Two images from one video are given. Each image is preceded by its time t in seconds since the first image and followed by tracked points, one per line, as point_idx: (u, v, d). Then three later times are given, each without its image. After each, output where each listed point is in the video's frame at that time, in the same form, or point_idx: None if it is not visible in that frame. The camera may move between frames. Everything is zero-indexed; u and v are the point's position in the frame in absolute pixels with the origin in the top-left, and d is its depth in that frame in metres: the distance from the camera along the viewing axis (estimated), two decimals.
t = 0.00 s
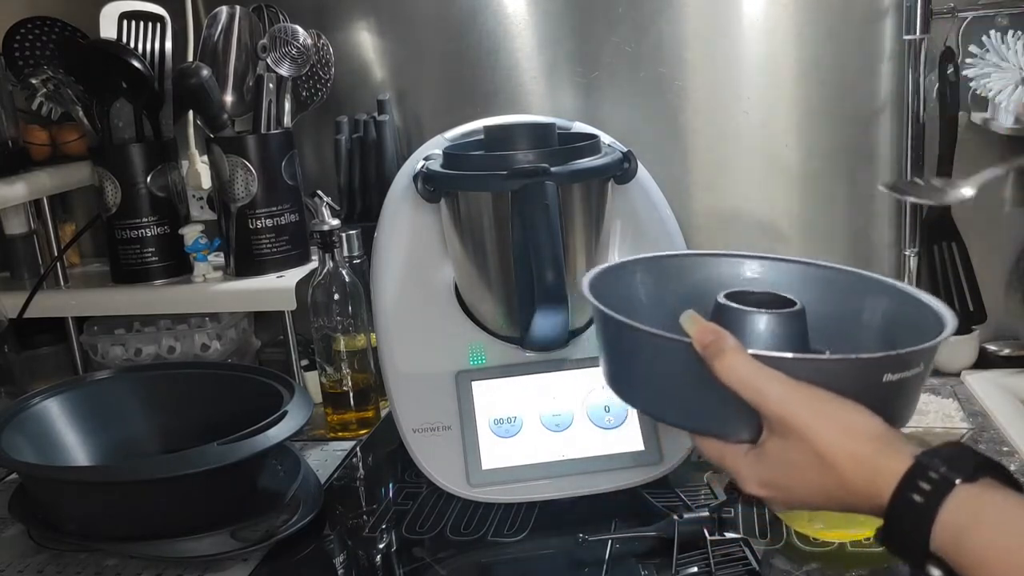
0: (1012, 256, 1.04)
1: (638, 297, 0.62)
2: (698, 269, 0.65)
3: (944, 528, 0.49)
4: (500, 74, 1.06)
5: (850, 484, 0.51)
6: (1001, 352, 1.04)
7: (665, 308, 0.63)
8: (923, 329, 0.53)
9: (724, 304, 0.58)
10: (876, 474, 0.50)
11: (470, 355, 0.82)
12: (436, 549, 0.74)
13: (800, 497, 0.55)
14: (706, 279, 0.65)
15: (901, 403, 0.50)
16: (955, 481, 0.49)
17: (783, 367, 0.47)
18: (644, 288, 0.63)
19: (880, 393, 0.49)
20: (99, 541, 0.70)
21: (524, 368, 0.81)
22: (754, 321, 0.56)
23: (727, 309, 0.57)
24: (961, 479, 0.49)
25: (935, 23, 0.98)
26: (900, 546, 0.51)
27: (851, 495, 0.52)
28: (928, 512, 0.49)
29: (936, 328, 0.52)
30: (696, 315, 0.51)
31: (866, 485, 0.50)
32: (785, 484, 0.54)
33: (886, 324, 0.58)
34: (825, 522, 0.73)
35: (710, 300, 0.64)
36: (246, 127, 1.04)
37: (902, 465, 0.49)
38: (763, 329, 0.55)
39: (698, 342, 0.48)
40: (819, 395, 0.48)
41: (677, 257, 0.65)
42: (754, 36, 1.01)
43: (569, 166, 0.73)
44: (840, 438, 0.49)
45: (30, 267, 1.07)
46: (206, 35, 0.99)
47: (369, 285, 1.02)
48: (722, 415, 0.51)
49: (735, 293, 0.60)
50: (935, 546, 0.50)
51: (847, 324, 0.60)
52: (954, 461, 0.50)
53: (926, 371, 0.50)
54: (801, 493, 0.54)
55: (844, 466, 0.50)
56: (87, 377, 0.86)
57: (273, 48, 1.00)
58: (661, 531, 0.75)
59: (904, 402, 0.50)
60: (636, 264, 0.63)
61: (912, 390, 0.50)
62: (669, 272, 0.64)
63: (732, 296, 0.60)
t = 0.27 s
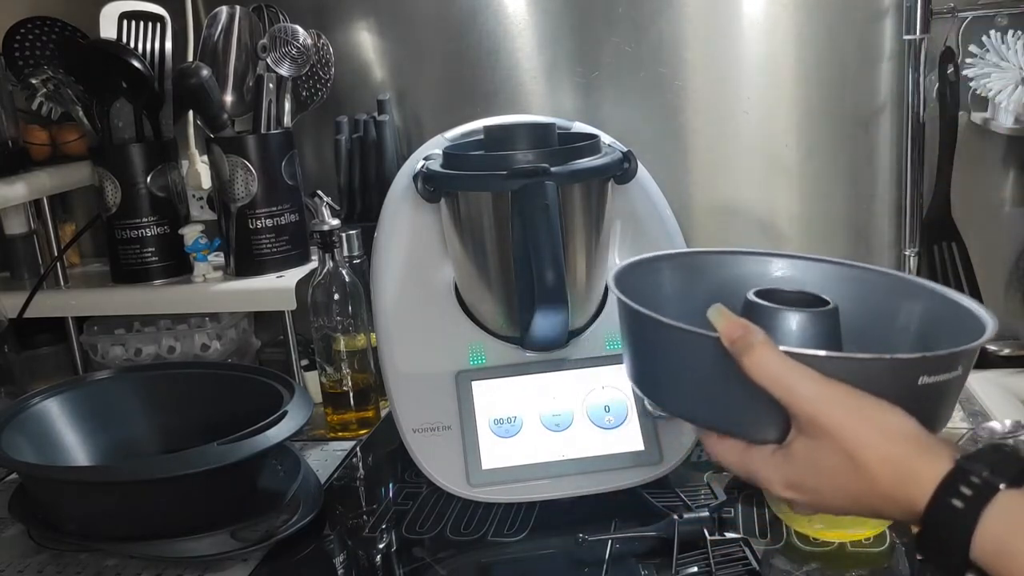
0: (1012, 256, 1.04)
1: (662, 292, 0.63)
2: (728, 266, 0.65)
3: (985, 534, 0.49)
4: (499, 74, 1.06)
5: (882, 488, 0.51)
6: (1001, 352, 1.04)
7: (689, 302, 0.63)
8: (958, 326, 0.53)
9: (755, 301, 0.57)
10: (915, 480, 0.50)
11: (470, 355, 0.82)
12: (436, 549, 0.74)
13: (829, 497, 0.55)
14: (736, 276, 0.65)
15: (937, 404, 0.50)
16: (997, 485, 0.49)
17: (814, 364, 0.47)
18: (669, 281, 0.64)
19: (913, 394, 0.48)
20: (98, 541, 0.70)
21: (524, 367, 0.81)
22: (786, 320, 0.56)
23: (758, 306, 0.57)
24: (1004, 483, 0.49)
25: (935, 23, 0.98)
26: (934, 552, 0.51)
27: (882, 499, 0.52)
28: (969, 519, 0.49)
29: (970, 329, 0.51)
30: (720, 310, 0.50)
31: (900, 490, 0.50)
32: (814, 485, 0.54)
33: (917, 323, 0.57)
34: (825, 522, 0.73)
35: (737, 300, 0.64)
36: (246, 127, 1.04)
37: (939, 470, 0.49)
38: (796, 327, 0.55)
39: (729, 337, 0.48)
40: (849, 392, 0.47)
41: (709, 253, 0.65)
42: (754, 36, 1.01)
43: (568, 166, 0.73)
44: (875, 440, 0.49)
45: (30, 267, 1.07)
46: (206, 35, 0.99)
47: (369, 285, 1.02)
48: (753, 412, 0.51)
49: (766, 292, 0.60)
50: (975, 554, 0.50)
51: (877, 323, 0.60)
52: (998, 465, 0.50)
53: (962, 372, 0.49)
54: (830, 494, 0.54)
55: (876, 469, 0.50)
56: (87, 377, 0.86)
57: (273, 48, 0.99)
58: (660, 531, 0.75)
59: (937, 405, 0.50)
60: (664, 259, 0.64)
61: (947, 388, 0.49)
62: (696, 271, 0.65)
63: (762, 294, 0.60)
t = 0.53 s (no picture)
0: (1012, 256, 1.04)
1: (649, 277, 0.58)
2: (714, 245, 0.61)
3: (926, 525, 0.47)
4: (499, 74, 1.06)
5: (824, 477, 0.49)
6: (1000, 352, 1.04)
7: (676, 287, 0.59)
8: (954, 308, 0.49)
9: (739, 285, 0.54)
10: (850, 471, 0.48)
11: (470, 355, 0.82)
12: (436, 549, 0.74)
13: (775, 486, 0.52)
14: (722, 255, 0.61)
15: (912, 399, 0.46)
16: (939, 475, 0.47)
17: (774, 355, 0.44)
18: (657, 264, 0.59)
19: (896, 387, 0.44)
20: (99, 541, 0.70)
21: (523, 367, 0.81)
22: (770, 303, 0.53)
23: (743, 290, 0.54)
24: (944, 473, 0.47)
25: (935, 24, 0.98)
26: (877, 543, 0.49)
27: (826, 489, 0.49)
28: (911, 509, 0.47)
29: (958, 310, 0.49)
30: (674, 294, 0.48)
31: (843, 480, 0.48)
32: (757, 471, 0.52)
33: (904, 304, 0.55)
34: (825, 522, 0.73)
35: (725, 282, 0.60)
36: (246, 127, 1.04)
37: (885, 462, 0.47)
38: (781, 314, 0.53)
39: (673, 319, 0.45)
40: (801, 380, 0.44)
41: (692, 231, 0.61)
42: (754, 36, 1.01)
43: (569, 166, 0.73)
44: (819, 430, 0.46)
45: (30, 267, 1.07)
46: (206, 36, 0.99)
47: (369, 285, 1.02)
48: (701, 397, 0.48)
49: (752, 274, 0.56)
50: (917, 545, 0.48)
51: (865, 302, 0.57)
52: (937, 455, 0.48)
53: (947, 363, 0.46)
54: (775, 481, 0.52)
55: (819, 459, 0.48)
56: (87, 377, 0.86)
57: (273, 48, 0.99)
58: (660, 531, 0.75)
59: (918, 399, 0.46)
60: (649, 240, 0.59)
61: (929, 381, 0.45)
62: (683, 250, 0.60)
63: (748, 276, 0.56)
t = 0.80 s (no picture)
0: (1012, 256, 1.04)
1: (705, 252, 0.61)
2: (774, 232, 0.63)
3: (845, 503, 0.48)
4: (499, 74, 1.06)
5: (754, 449, 0.51)
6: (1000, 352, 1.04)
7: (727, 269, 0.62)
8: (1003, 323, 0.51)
9: (792, 276, 0.56)
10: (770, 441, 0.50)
11: (470, 355, 0.82)
12: (436, 549, 0.74)
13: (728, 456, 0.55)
14: (782, 242, 0.63)
15: (958, 400, 0.47)
16: (856, 455, 0.47)
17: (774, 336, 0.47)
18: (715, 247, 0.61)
19: (900, 394, 0.46)
20: (98, 541, 0.70)
21: (523, 368, 0.81)
22: (821, 299, 0.54)
23: (795, 283, 0.55)
24: (862, 453, 0.47)
25: (935, 24, 0.98)
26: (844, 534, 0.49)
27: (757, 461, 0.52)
28: (829, 487, 0.48)
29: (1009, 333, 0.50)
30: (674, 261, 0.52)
31: (769, 455, 0.50)
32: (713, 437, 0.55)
33: (961, 311, 0.56)
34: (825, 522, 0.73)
35: (777, 270, 0.62)
36: (246, 127, 1.04)
37: (808, 446, 0.49)
38: (829, 306, 0.54)
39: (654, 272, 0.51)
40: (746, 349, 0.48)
41: (756, 215, 0.63)
42: (754, 36, 1.01)
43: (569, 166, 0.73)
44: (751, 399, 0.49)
45: (30, 267, 1.07)
46: (206, 36, 0.99)
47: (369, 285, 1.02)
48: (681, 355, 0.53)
49: (805, 265, 0.58)
50: (839, 522, 0.48)
51: (917, 300, 0.59)
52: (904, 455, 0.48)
53: (990, 376, 0.47)
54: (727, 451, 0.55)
55: (747, 429, 0.50)
56: (87, 377, 0.86)
57: (273, 48, 0.99)
58: (660, 531, 0.75)
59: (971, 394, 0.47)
60: (708, 220, 0.62)
61: (970, 386, 0.46)
62: (741, 234, 0.62)
63: (801, 265, 0.58)
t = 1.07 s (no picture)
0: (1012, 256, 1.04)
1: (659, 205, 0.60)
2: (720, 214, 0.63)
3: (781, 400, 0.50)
4: (499, 75, 1.06)
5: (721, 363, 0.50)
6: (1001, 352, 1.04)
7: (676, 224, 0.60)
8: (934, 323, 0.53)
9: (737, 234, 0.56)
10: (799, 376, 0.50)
11: (470, 355, 0.82)
12: (436, 549, 0.74)
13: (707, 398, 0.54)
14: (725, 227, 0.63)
15: (884, 351, 0.49)
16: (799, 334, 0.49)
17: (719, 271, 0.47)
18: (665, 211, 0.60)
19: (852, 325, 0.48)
20: (98, 541, 0.70)
21: (523, 368, 0.81)
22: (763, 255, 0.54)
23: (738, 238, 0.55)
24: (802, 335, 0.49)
25: (935, 24, 0.98)
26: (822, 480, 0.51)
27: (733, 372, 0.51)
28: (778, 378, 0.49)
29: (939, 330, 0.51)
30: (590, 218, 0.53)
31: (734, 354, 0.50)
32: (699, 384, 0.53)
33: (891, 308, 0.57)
34: (825, 522, 0.73)
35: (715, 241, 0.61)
36: (246, 127, 1.04)
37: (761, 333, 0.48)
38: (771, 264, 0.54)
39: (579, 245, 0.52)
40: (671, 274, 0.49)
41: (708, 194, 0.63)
42: (754, 36, 1.01)
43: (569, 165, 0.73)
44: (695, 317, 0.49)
45: (30, 267, 1.07)
46: (206, 36, 0.99)
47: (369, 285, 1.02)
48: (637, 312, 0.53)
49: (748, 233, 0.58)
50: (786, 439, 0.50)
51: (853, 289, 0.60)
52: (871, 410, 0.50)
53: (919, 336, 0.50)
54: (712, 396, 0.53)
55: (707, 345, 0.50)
56: (87, 377, 0.86)
57: (273, 48, 0.99)
58: (661, 531, 0.75)
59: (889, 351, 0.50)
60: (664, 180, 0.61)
61: (901, 335, 0.49)
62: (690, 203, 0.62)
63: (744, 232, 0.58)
